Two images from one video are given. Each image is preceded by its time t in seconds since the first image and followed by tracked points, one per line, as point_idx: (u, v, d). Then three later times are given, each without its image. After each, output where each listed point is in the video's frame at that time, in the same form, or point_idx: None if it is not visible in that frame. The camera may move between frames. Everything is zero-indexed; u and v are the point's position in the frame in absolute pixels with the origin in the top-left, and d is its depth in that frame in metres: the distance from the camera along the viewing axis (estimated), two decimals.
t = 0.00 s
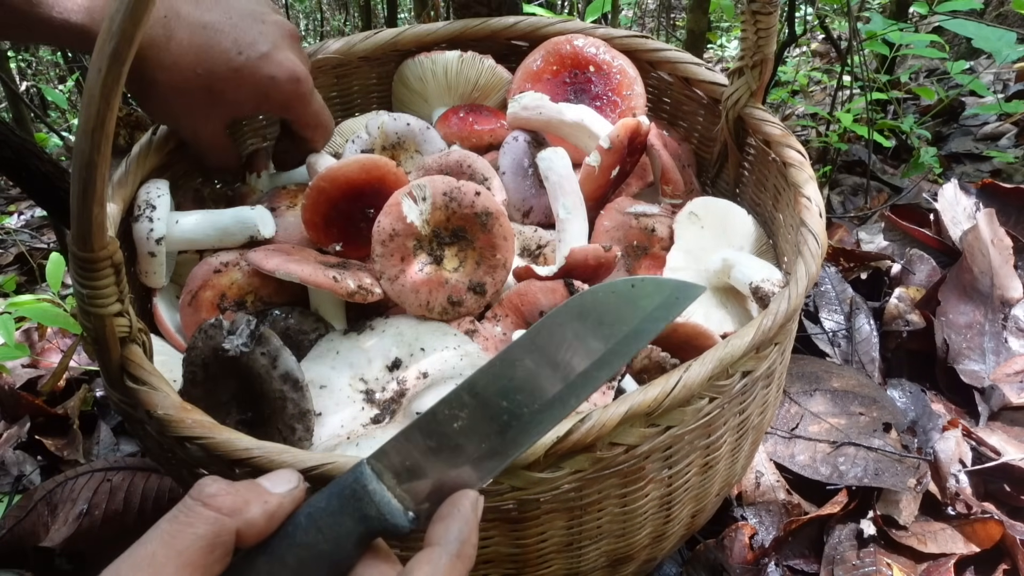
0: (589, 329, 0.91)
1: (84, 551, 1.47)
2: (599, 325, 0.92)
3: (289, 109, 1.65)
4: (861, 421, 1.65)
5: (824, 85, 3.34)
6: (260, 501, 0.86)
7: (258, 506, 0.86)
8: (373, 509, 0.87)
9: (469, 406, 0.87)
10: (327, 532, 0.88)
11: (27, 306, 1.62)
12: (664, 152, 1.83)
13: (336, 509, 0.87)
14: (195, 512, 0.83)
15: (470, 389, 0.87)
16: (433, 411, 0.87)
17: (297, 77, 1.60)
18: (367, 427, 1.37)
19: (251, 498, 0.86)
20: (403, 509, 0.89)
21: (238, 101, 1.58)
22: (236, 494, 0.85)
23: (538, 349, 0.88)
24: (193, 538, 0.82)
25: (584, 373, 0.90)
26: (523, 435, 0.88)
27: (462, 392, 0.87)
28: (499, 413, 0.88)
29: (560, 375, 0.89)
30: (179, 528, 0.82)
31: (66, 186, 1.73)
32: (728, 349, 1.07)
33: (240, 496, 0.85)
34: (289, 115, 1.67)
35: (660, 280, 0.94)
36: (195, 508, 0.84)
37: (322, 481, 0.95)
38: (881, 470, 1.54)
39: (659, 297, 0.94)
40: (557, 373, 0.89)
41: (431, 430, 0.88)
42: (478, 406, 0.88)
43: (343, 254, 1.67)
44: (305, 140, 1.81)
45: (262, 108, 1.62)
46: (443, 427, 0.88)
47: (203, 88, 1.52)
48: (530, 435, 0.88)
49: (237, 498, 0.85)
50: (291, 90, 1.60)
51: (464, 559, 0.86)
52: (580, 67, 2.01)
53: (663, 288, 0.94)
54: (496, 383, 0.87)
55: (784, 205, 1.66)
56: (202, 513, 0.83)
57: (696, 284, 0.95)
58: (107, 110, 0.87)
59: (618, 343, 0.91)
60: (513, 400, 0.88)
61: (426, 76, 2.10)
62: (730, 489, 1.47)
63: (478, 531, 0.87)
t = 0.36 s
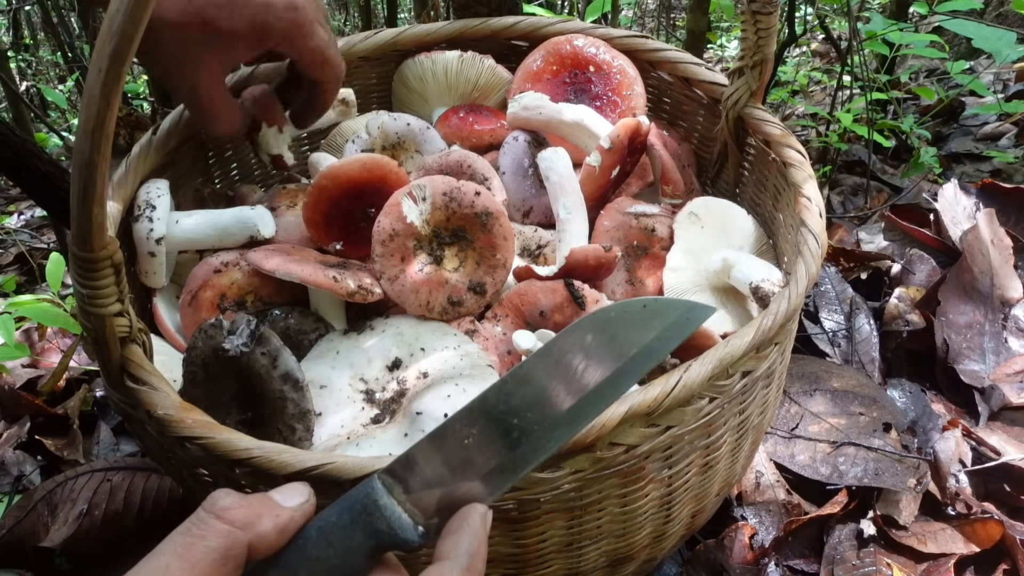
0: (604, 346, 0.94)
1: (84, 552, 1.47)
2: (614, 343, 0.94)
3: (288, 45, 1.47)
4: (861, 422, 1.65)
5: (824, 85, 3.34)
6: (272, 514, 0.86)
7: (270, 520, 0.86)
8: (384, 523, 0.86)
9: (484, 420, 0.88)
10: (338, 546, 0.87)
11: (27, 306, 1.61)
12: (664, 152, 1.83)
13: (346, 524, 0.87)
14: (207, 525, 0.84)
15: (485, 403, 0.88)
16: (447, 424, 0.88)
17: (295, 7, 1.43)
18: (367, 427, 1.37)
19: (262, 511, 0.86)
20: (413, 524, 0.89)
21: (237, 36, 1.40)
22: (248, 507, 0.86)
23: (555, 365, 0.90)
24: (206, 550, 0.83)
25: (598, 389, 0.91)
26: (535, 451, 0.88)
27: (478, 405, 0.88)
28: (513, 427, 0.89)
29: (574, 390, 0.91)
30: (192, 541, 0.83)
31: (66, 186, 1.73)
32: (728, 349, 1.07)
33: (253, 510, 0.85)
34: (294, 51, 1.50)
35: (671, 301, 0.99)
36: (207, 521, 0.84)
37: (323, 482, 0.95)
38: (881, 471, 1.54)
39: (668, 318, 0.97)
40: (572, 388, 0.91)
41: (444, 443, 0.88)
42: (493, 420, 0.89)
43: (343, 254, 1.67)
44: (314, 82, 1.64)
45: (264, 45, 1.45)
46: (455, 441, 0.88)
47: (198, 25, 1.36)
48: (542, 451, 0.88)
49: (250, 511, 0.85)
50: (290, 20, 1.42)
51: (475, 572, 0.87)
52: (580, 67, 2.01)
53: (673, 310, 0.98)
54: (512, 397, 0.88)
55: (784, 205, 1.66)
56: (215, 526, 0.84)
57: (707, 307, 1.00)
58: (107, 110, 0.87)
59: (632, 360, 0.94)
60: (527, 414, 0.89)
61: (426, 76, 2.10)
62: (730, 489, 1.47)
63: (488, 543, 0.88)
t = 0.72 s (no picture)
0: (593, 357, 0.92)
1: (85, 551, 1.47)
2: (604, 354, 0.93)
3: None
4: (861, 422, 1.65)
5: (824, 85, 3.34)
6: (275, 517, 0.86)
7: (273, 523, 0.86)
8: (385, 525, 0.86)
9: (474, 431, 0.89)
10: (339, 547, 0.87)
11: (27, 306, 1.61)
12: (664, 152, 1.83)
13: (348, 526, 0.86)
14: (211, 527, 0.84)
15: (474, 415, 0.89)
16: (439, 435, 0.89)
17: None
18: (367, 427, 1.37)
19: (266, 513, 0.86)
20: (412, 526, 0.89)
21: None
22: (252, 509, 0.86)
23: (542, 377, 0.90)
24: (211, 552, 0.83)
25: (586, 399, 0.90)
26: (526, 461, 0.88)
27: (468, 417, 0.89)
28: (504, 439, 0.89)
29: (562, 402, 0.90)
30: (195, 543, 0.83)
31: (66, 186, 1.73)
32: (728, 349, 1.07)
33: (257, 512, 0.86)
34: None
35: (667, 309, 0.96)
36: (211, 523, 0.84)
37: (324, 483, 0.95)
38: (881, 470, 1.55)
39: (663, 326, 0.95)
40: (559, 399, 0.90)
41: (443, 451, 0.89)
42: (483, 431, 0.89)
43: (343, 254, 1.67)
44: None
45: None
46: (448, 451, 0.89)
47: None
48: (531, 461, 0.88)
49: (253, 513, 0.85)
50: None
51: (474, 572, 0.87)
52: (579, 67, 2.01)
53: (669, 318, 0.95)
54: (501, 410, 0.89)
55: (784, 205, 1.66)
56: (220, 527, 0.84)
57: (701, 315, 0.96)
58: (107, 110, 0.87)
59: (622, 371, 0.92)
60: (517, 425, 0.89)
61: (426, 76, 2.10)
62: (730, 489, 1.47)
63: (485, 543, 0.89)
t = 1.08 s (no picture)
0: (587, 361, 0.95)
1: (84, 551, 1.47)
2: (597, 358, 0.96)
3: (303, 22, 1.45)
4: (861, 421, 1.65)
5: (823, 84, 3.34)
6: (280, 521, 0.87)
7: (279, 526, 0.87)
8: (387, 527, 0.85)
9: (476, 434, 0.90)
10: (343, 550, 0.87)
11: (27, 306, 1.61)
12: (664, 152, 1.83)
13: (352, 528, 0.86)
14: (220, 531, 0.85)
15: (474, 418, 0.90)
16: (439, 438, 0.89)
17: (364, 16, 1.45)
18: (367, 427, 1.37)
19: (273, 518, 0.87)
20: (414, 529, 0.87)
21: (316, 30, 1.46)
22: (259, 513, 0.87)
23: (539, 381, 0.93)
24: (221, 555, 0.83)
25: (584, 399, 0.93)
26: (528, 459, 0.90)
27: (470, 420, 0.90)
28: (504, 440, 0.91)
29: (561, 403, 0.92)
30: (207, 545, 0.83)
31: (66, 185, 1.73)
32: (728, 349, 1.07)
33: (265, 517, 0.86)
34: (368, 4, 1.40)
35: (653, 317, 1.01)
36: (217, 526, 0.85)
37: (323, 483, 0.95)
38: (881, 471, 1.55)
39: (648, 332, 0.99)
40: (558, 400, 0.93)
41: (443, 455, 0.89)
42: (484, 433, 0.91)
43: (343, 254, 1.67)
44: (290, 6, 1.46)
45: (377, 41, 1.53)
46: (448, 456, 0.90)
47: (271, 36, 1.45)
48: (534, 459, 0.90)
49: (261, 517, 0.86)
50: None
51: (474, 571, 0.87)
52: (579, 67, 2.01)
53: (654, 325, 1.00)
54: (500, 412, 0.92)
55: (784, 205, 1.66)
56: (228, 530, 0.85)
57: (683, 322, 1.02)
58: (107, 111, 0.87)
59: (615, 373, 0.95)
60: (517, 426, 0.91)
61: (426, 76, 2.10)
62: (730, 489, 1.47)
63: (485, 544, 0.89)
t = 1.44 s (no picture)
0: (594, 367, 0.95)
1: (83, 551, 1.47)
2: (605, 363, 0.95)
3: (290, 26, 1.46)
4: (861, 422, 1.65)
5: (824, 84, 3.34)
6: (289, 525, 0.87)
7: (286, 530, 0.87)
8: (394, 532, 0.86)
9: (483, 439, 0.91)
10: (351, 555, 0.87)
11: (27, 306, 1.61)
12: (664, 152, 1.83)
13: (360, 533, 0.87)
14: (226, 534, 0.84)
15: (482, 423, 0.91)
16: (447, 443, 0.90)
17: None
18: (366, 427, 1.37)
19: (280, 522, 0.87)
20: (420, 533, 0.88)
21: None
22: (267, 518, 0.86)
23: (545, 387, 0.93)
24: (230, 559, 0.82)
25: (590, 404, 0.92)
26: (535, 464, 0.90)
27: (477, 425, 0.91)
28: (511, 446, 0.91)
29: (567, 408, 0.92)
30: (216, 549, 0.83)
31: (65, 186, 1.73)
32: (728, 349, 1.07)
33: (272, 521, 0.86)
34: None
35: (662, 324, 0.98)
36: (223, 528, 0.85)
37: (324, 483, 0.95)
38: (881, 470, 1.55)
39: (657, 339, 0.97)
40: (564, 406, 0.93)
41: (450, 461, 0.90)
42: (492, 439, 0.91)
43: (343, 254, 1.67)
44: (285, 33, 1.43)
45: None
46: (457, 461, 0.90)
47: None
48: (540, 464, 0.90)
49: (269, 521, 0.86)
50: None
51: None
52: (580, 67, 2.01)
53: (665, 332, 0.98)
54: (509, 418, 0.92)
55: (784, 205, 1.66)
56: (236, 535, 0.84)
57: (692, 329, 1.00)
58: (107, 110, 0.87)
59: (623, 378, 0.94)
60: (525, 431, 0.92)
61: (426, 76, 2.10)
62: (730, 489, 1.47)
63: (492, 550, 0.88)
